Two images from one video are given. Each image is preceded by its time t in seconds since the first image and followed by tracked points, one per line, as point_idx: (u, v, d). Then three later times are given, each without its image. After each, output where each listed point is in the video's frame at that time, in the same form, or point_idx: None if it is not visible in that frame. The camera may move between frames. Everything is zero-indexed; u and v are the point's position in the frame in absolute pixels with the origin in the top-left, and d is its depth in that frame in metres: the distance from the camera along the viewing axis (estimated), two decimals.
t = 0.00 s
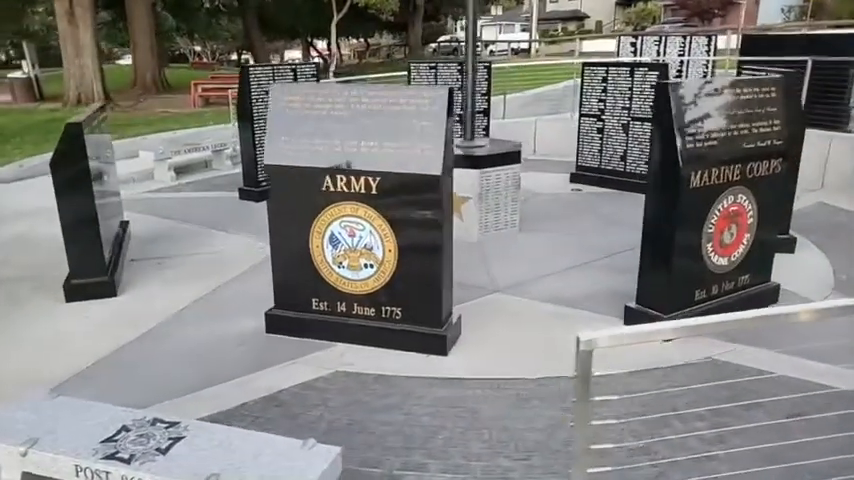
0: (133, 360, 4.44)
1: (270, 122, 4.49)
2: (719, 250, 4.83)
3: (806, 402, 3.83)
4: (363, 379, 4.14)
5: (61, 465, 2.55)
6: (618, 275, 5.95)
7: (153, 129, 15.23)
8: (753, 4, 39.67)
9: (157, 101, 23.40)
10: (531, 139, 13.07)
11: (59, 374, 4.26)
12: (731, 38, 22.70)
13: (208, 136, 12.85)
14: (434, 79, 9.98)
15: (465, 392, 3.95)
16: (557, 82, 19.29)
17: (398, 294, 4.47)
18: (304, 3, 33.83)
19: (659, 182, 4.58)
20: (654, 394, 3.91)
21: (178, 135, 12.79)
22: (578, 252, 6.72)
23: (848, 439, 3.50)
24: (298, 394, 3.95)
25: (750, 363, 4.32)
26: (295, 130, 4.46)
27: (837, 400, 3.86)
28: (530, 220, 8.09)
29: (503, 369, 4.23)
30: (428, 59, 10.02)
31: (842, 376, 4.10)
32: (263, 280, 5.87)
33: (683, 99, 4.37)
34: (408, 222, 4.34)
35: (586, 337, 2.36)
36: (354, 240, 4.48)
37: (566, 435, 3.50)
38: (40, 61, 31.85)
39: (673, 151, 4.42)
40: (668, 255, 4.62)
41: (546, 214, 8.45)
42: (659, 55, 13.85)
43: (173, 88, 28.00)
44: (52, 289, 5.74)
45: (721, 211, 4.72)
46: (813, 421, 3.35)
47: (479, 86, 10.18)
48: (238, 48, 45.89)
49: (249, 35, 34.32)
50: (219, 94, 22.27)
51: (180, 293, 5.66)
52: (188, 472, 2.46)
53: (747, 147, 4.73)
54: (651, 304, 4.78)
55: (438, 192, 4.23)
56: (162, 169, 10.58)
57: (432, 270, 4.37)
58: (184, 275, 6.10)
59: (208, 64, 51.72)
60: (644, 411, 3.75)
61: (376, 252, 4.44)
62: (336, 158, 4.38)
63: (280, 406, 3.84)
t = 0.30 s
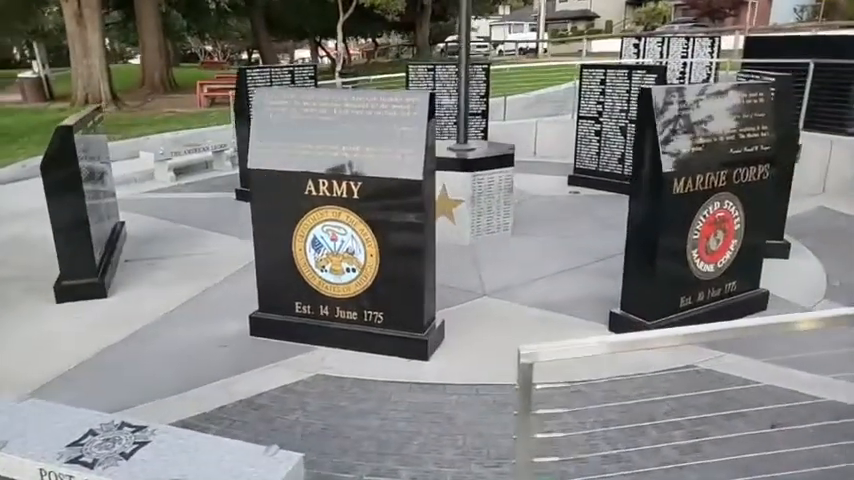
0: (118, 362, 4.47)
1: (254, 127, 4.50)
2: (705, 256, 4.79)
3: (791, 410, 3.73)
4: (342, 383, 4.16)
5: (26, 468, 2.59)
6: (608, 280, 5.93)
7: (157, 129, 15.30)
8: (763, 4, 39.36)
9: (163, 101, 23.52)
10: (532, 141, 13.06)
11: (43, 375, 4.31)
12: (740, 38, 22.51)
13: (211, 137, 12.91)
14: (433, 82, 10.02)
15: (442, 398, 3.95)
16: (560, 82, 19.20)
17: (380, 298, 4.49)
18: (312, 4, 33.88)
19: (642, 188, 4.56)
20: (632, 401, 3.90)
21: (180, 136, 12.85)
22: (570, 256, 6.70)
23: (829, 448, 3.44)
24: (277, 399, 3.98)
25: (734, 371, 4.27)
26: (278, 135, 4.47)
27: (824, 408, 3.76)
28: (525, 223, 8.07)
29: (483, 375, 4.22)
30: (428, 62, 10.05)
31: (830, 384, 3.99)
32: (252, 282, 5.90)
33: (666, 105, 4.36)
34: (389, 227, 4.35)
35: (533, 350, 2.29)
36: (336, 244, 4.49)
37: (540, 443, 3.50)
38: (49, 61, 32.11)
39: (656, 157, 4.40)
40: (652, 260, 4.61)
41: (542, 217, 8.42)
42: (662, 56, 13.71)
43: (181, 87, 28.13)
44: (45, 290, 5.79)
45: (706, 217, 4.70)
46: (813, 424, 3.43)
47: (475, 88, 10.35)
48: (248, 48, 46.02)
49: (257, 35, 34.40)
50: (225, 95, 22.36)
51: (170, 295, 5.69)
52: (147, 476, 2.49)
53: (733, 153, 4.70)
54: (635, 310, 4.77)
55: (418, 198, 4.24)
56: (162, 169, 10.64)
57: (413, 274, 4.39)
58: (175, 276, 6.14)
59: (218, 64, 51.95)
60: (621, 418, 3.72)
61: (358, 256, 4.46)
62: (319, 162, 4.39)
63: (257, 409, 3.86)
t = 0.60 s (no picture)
0: (107, 361, 4.54)
1: (242, 129, 4.55)
2: (693, 261, 4.75)
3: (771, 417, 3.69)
4: (324, 384, 4.18)
5: None
6: (600, 284, 5.91)
7: (166, 129, 15.44)
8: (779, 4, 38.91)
9: (174, 101, 23.72)
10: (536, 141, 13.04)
11: (33, 374, 4.39)
12: (754, 36, 22.20)
13: (217, 137, 13.01)
14: (434, 83, 10.07)
15: (422, 400, 3.96)
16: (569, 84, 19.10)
17: (364, 299, 4.52)
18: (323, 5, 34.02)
19: (628, 191, 4.55)
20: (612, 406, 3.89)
21: (186, 136, 12.96)
22: (564, 259, 6.69)
23: (805, 455, 3.42)
24: (259, 399, 4.01)
25: (718, 377, 4.24)
26: (265, 137, 4.51)
27: (801, 416, 3.73)
28: (523, 225, 8.06)
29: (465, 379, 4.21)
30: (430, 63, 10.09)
31: (809, 392, 3.97)
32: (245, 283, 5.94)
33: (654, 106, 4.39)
34: (373, 229, 4.37)
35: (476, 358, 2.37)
36: (321, 246, 4.52)
37: (515, 446, 3.50)
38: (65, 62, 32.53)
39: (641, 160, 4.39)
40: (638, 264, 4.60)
41: (540, 218, 8.41)
42: (668, 58, 13.57)
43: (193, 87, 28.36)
44: (41, 288, 5.87)
45: (694, 222, 4.65)
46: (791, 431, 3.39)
47: (476, 90, 10.42)
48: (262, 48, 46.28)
49: (269, 35, 34.59)
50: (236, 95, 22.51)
51: (163, 294, 5.76)
52: (113, 473, 2.52)
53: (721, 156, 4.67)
54: (621, 313, 4.76)
55: (402, 201, 4.27)
56: (166, 169, 10.74)
57: (397, 276, 4.41)
58: (170, 275, 6.21)
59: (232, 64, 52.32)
60: (599, 422, 3.71)
61: (343, 258, 4.49)
62: (304, 164, 4.43)
63: (238, 409, 3.90)
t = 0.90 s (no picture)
0: (110, 358, 4.64)
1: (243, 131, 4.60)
2: (695, 267, 4.69)
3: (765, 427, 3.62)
4: (318, 385, 4.22)
5: None
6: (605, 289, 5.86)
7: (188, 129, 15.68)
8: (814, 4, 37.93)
9: (199, 101, 24.06)
10: (553, 142, 12.96)
11: (38, 370, 4.51)
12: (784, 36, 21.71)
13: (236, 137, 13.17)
14: (449, 85, 10.07)
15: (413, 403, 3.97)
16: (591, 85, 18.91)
17: (361, 301, 4.55)
18: (348, 5, 34.16)
19: (626, 196, 4.50)
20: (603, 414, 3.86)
21: (206, 136, 13.14)
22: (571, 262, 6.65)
23: (798, 467, 3.35)
24: (253, 398, 4.07)
25: (715, 384, 4.17)
26: (264, 139, 4.56)
27: (797, 427, 3.66)
28: (533, 227, 8.02)
29: (458, 382, 4.22)
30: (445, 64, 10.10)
31: (808, 403, 3.88)
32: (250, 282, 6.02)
33: (656, 110, 4.34)
34: (370, 232, 4.40)
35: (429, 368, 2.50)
36: (319, 247, 4.56)
37: (502, 451, 3.49)
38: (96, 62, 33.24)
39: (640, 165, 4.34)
40: (636, 269, 4.55)
41: (551, 221, 8.36)
42: (690, 59, 13.33)
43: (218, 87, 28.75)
44: (53, 286, 6.03)
45: (695, 228, 4.59)
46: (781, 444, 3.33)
47: (490, 91, 10.39)
48: (289, 48, 46.67)
49: (295, 36, 34.91)
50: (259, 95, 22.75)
51: (170, 292, 5.86)
52: (93, 471, 2.58)
53: (726, 160, 4.58)
54: (620, 319, 4.72)
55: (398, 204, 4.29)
56: (185, 169, 10.91)
57: (393, 279, 4.43)
58: (179, 274, 6.32)
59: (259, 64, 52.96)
60: (589, 429, 3.69)
61: (340, 260, 4.52)
62: (302, 166, 4.48)
63: (232, 408, 3.96)
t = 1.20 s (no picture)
0: (101, 355, 4.69)
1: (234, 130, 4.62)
2: (688, 270, 4.62)
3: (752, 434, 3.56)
4: (304, 383, 4.23)
5: None
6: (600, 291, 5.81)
7: (200, 128, 15.81)
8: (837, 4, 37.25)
9: (214, 100, 24.25)
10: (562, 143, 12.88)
11: (30, 366, 4.57)
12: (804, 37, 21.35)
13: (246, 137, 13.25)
14: (454, 85, 10.06)
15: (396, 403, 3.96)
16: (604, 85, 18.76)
17: (349, 302, 4.55)
18: (363, 6, 34.24)
19: (617, 197, 4.45)
20: (587, 417, 3.81)
21: (216, 135, 13.24)
22: (569, 264, 6.60)
23: (781, 475, 3.27)
24: (238, 396, 4.09)
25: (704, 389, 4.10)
26: (253, 139, 4.57)
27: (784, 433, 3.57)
28: (535, 228, 7.97)
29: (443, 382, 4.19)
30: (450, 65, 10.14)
31: (798, 409, 3.78)
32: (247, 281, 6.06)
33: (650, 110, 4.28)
34: (357, 231, 4.40)
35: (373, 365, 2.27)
36: (308, 247, 4.57)
37: (481, 454, 3.47)
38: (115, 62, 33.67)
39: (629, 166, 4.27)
40: (627, 272, 4.49)
41: (554, 222, 8.30)
42: (703, 59, 13.17)
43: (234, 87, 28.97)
44: (53, 282, 6.10)
45: (688, 230, 4.51)
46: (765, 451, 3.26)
47: (497, 91, 10.35)
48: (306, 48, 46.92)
49: (311, 36, 35.07)
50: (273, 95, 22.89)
51: (167, 290, 5.92)
52: (60, 468, 2.60)
53: (724, 162, 4.49)
54: (610, 322, 4.66)
55: (385, 205, 4.28)
56: (193, 168, 11.00)
57: (382, 279, 4.43)
58: (177, 272, 6.38)
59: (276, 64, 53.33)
60: (571, 433, 3.65)
61: (329, 260, 4.52)
62: (291, 166, 4.49)
63: (216, 406, 3.98)
